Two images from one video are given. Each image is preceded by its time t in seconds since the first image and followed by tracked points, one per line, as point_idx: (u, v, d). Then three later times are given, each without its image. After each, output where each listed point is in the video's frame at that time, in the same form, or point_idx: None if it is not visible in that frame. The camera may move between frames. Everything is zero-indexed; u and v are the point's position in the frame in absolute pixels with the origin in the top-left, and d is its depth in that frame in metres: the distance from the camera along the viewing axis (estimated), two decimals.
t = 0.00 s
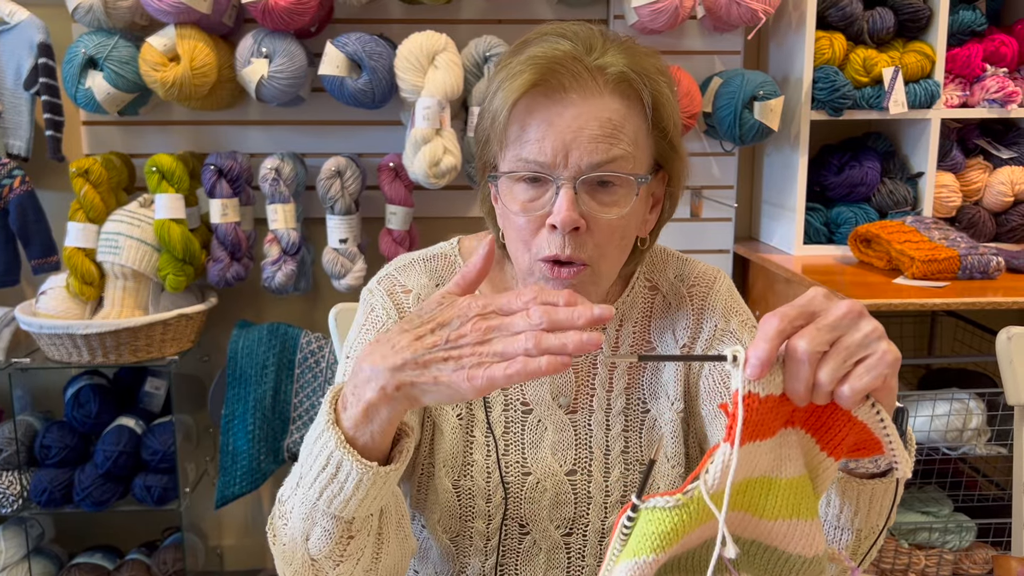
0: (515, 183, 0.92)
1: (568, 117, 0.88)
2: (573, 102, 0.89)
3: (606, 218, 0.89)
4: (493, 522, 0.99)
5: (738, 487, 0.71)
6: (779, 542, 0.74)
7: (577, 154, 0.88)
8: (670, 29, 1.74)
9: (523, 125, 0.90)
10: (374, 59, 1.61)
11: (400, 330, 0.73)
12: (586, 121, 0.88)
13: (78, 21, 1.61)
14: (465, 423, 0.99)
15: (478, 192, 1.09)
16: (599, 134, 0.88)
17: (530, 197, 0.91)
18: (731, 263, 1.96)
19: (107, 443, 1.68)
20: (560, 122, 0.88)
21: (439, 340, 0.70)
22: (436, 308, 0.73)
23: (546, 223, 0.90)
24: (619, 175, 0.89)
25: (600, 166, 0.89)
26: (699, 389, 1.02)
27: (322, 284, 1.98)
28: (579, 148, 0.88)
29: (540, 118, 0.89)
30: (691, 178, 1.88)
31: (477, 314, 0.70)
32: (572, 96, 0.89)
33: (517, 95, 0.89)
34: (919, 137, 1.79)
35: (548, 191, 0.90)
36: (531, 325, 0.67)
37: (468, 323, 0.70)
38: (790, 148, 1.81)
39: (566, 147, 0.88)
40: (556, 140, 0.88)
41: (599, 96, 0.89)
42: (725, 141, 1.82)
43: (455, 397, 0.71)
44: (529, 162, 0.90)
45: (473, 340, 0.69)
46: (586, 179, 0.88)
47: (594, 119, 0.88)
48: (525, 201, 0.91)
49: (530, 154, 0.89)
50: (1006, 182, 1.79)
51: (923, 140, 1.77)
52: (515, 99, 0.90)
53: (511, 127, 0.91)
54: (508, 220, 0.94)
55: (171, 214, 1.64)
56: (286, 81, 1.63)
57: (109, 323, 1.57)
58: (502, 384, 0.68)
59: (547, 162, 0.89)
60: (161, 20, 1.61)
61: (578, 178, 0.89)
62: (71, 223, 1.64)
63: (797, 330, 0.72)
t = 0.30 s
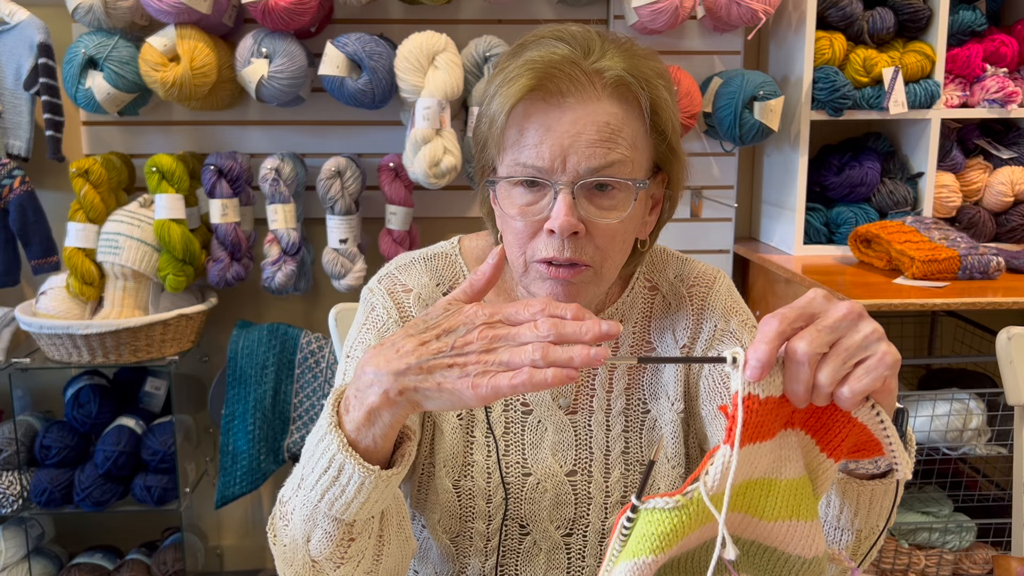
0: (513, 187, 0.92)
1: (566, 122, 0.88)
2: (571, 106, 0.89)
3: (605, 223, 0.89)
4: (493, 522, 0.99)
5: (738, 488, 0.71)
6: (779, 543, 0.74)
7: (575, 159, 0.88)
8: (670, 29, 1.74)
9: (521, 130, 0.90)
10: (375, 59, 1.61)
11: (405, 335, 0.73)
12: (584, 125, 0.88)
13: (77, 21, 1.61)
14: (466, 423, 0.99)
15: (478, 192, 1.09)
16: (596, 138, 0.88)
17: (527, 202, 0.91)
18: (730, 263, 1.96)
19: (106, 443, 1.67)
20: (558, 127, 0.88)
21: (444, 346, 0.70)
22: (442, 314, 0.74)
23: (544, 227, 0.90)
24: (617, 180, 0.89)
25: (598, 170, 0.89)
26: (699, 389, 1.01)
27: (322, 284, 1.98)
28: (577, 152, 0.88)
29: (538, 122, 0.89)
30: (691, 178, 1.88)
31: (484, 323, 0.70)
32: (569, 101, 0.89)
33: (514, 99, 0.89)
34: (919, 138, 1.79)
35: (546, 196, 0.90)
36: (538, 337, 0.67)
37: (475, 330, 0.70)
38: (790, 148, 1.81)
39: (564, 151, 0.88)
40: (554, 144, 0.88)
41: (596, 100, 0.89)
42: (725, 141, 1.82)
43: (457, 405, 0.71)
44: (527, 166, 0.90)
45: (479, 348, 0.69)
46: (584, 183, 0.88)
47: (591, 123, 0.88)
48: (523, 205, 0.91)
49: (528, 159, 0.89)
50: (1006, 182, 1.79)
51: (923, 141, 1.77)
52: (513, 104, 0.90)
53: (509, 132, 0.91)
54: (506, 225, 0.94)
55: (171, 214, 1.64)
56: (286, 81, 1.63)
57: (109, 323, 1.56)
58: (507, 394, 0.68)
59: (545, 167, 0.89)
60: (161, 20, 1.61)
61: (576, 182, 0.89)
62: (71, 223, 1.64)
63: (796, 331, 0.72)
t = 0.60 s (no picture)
0: (512, 189, 0.92)
1: (564, 123, 0.88)
2: (570, 108, 0.88)
3: (604, 224, 0.89)
4: (493, 523, 0.99)
5: (737, 489, 0.71)
6: (779, 543, 0.74)
7: (574, 160, 0.88)
8: (670, 29, 1.74)
9: (520, 131, 0.90)
10: (375, 59, 1.61)
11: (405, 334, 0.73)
12: (583, 127, 0.88)
13: (77, 21, 1.61)
14: (465, 424, 0.99)
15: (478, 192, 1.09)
16: (595, 139, 0.88)
17: (526, 204, 0.91)
18: (730, 263, 1.96)
19: (106, 443, 1.67)
20: (557, 128, 0.88)
21: (445, 348, 0.70)
22: (443, 316, 0.73)
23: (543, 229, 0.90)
24: (616, 181, 0.89)
25: (597, 172, 0.88)
26: (698, 390, 1.01)
27: (322, 283, 1.98)
28: (577, 154, 0.88)
29: (537, 124, 0.89)
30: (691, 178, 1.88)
31: (485, 324, 0.70)
32: (568, 102, 0.89)
33: (513, 100, 0.89)
34: (919, 138, 1.79)
35: (545, 198, 0.90)
36: (540, 340, 0.67)
37: (476, 332, 0.70)
38: (790, 148, 1.81)
39: (562, 153, 0.88)
40: (552, 146, 0.88)
41: (595, 101, 0.89)
42: (725, 141, 1.82)
43: (458, 406, 0.71)
44: (526, 168, 0.90)
45: (480, 349, 0.69)
46: (583, 185, 0.88)
47: (590, 125, 0.88)
48: (522, 207, 0.91)
49: (527, 160, 0.89)
50: (1006, 182, 1.79)
51: (923, 141, 1.77)
52: (512, 105, 0.90)
53: (508, 133, 0.91)
54: (505, 226, 0.94)
55: (171, 214, 1.64)
56: (286, 81, 1.63)
57: (109, 323, 1.56)
58: (508, 396, 0.68)
59: (544, 169, 0.89)
60: (161, 20, 1.61)
61: (575, 184, 0.89)
62: (72, 223, 1.64)
63: (795, 332, 0.72)
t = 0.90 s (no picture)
0: (512, 189, 0.92)
1: (564, 123, 0.88)
2: (570, 108, 0.88)
3: (603, 225, 0.90)
4: (492, 523, 0.99)
5: (737, 489, 0.71)
6: (779, 543, 0.74)
7: (574, 160, 0.88)
8: (670, 29, 1.74)
9: (520, 131, 0.90)
10: (375, 59, 1.61)
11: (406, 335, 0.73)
12: (582, 127, 0.88)
13: (77, 21, 1.61)
14: (465, 424, 0.99)
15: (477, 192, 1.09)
16: (595, 140, 0.88)
17: (525, 204, 0.91)
18: (730, 263, 1.96)
19: (106, 443, 1.67)
20: (557, 128, 0.88)
21: (446, 348, 0.71)
22: (444, 316, 0.73)
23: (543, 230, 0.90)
24: (616, 181, 0.89)
25: (597, 172, 0.88)
26: (697, 390, 1.01)
27: (322, 283, 1.98)
28: (576, 154, 0.88)
29: (537, 124, 0.89)
30: (691, 178, 1.88)
31: (486, 324, 0.70)
32: (567, 102, 0.89)
33: (512, 100, 0.89)
34: (919, 138, 1.79)
35: (544, 198, 0.90)
36: (541, 339, 0.67)
37: (476, 331, 0.70)
38: (790, 148, 1.81)
39: (562, 153, 0.88)
40: (552, 146, 0.88)
41: (595, 101, 0.89)
42: (725, 141, 1.82)
43: (458, 406, 0.71)
44: (525, 168, 0.90)
45: (481, 348, 0.69)
46: (583, 185, 0.88)
47: (589, 125, 0.88)
48: (522, 207, 0.91)
49: (527, 161, 0.89)
50: (1006, 182, 1.79)
51: (923, 141, 1.77)
52: (512, 105, 0.90)
53: (507, 133, 0.91)
54: (504, 226, 0.94)
55: (171, 214, 1.64)
56: (287, 81, 1.63)
57: (109, 323, 1.56)
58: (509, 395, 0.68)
59: (544, 169, 0.89)
60: (161, 20, 1.61)
61: (574, 184, 0.89)
62: (71, 223, 1.64)
63: (794, 332, 0.72)
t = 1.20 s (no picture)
0: (511, 190, 0.92)
1: (564, 125, 0.88)
2: (569, 109, 0.88)
3: (603, 226, 0.89)
4: (492, 523, 0.99)
5: (737, 490, 0.71)
6: (779, 543, 0.74)
7: (574, 161, 0.88)
8: (670, 30, 1.74)
9: (519, 133, 0.90)
10: (375, 59, 1.61)
11: (393, 318, 0.73)
12: (582, 128, 0.88)
13: (77, 21, 1.61)
14: (465, 424, 0.99)
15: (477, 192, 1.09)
16: (595, 141, 0.88)
17: (525, 205, 0.91)
18: (730, 263, 1.96)
19: (106, 443, 1.67)
20: (557, 130, 0.88)
21: (431, 324, 0.70)
22: (425, 293, 0.72)
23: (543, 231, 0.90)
24: (616, 183, 0.89)
25: (597, 172, 0.88)
26: (696, 390, 1.02)
27: (322, 283, 1.98)
28: (576, 155, 0.88)
29: (536, 125, 0.89)
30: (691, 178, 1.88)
31: (466, 292, 0.69)
32: (567, 103, 0.89)
33: (512, 102, 0.89)
34: (919, 138, 1.79)
35: (544, 199, 0.90)
36: (518, 292, 0.66)
37: (459, 302, 0.70)
38: (790, 148, 1.81)
39: (562, 155, 0.88)
40: (552, 147, 0.88)
41: (594, 103, 0.89)
42: (725, 141, 1.82)
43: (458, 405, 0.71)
44: (525, 169, 0.90)
45: (464, 317, 0.69)
46: (583, 186, 0.88)
47: (589, 126, 0.88)
48: (521, 208, 0.91)
49: (527, 162, 0.89)
50: (1006, 182, 1.79)
51: (923, 141, 1.77)
52: (511, 107, 0.90)
53: (507, 134, 0.91)
54: (504, 227, 0.94)
55: (171, 214, 1.64)
56: (287, 81, 1.63)
57: (109, 323, 1.56)
58: (497, 356, 0.67)
59: (543, 170, 0.88)
60: (161, 21, 1.61)
61: (574, 185, 0.88)
62: (72, 224, 1.64)
63: (793, 332, 0.72)
